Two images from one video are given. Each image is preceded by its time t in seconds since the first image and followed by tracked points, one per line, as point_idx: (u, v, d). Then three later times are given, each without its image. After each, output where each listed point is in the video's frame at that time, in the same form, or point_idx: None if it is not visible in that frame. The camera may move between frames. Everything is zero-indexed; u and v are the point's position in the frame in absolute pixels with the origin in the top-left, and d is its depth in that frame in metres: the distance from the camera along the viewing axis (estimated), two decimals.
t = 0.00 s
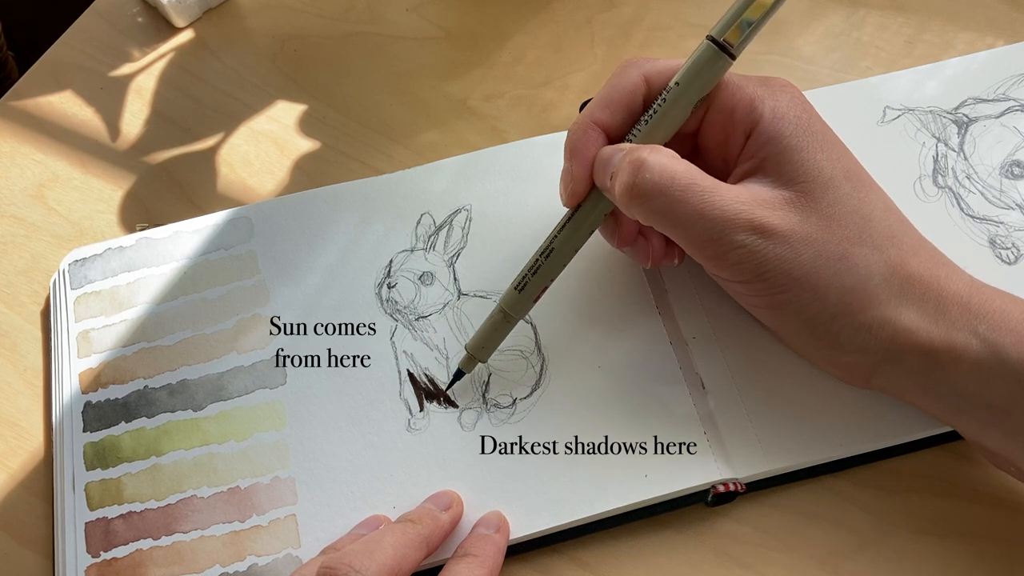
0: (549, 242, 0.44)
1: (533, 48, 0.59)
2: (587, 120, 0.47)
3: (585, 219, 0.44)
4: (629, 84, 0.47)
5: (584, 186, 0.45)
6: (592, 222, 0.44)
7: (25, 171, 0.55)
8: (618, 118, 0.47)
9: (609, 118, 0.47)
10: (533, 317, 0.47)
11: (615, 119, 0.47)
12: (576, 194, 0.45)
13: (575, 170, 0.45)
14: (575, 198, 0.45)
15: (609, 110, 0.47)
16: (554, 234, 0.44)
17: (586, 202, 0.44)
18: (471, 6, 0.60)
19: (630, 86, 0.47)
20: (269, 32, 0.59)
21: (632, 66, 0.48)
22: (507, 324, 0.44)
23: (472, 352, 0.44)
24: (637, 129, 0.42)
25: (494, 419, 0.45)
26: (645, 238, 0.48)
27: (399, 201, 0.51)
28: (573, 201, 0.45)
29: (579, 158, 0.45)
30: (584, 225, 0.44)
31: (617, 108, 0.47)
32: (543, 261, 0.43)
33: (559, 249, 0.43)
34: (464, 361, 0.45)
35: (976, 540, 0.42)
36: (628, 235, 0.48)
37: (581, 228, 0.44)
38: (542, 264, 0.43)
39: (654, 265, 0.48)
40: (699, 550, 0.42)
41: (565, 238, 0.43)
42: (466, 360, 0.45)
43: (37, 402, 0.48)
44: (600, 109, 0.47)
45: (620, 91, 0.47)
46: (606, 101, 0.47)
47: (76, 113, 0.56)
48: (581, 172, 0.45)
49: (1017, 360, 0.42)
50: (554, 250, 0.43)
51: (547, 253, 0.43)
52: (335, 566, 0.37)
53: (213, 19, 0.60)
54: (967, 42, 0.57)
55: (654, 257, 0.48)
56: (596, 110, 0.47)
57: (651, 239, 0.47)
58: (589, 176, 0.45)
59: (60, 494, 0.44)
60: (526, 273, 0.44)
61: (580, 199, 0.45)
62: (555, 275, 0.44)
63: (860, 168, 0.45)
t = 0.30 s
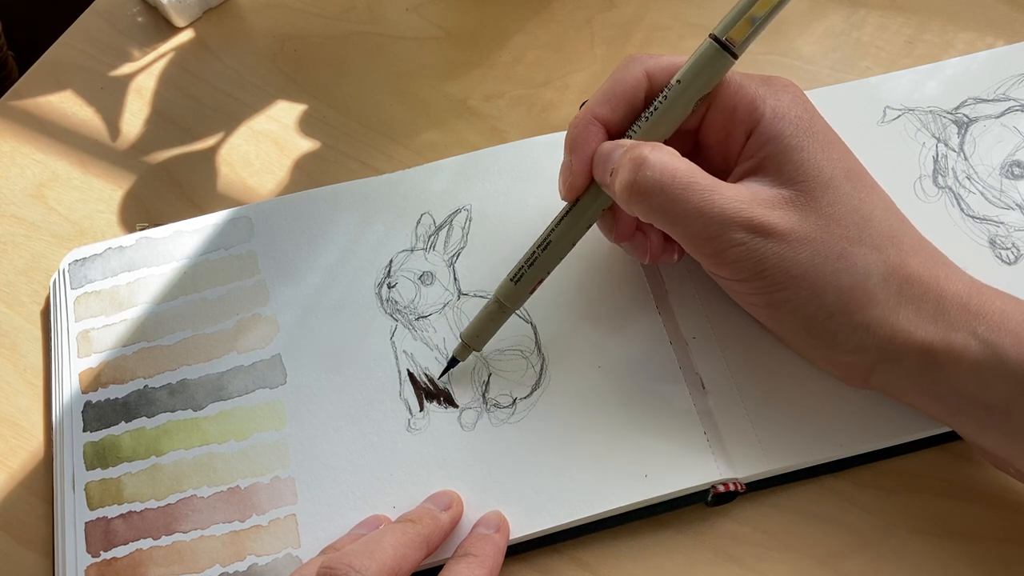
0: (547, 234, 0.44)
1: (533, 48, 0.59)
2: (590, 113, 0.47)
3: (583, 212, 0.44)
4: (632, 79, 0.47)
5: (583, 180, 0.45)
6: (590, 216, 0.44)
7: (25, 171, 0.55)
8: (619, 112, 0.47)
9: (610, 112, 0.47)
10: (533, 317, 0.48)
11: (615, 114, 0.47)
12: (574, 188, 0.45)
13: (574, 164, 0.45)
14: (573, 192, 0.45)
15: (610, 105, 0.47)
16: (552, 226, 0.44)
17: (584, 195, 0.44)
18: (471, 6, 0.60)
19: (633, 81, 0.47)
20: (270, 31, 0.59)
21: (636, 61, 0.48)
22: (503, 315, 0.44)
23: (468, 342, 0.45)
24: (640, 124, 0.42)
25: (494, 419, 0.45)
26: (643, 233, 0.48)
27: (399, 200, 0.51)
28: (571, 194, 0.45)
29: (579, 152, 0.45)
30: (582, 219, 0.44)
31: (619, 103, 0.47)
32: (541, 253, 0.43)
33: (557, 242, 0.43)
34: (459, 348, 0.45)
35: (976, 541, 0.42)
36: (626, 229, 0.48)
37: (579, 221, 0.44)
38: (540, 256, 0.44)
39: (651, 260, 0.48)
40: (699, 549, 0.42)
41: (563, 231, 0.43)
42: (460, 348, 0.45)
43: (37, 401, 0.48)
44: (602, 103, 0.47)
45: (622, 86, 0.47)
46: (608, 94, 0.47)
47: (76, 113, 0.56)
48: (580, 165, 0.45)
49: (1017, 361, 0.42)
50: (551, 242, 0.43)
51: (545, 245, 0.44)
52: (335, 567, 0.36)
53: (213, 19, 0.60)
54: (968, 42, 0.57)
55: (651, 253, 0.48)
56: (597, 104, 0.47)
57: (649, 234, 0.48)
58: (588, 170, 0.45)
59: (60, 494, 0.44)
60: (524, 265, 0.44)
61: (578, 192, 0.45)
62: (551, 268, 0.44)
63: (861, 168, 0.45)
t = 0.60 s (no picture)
0: (555, 249, 0.44)
1: (534, 48, 0.59)
2: (586, 125, 0.47)
3: (591, 226, 0.43)
4: (628, 87, 0.47)
5: (587, 192, 0.45)
6: (596, 228, 0.44)
7: (25, 171, 0.55)
8: (617, 121, 0.47)
9: (607, 124, 0.47)
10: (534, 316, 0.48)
11: (614, 124, 0.47)
12: (580, 200, 0.45)
13: (576, 176, 0.45)
14: (579, 204, 0.45)
15: (608, 115, 0.47)
16: (560, 241, 0.44)
17: (590, 207, 0.44)
18: (471, 6, 0.60)
19: (629, 89, 0.47)
20: (270, 31, 0.59)
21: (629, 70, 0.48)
22: (517, 334, 0.44)
23: (483, 364, 0.44)
24: (639, 132, 0.42)
25: (494, 419, 0.45)
26: (652, 240, 0.48)
27: (399, 200, 0.51)
28: (577, 207, 0.45)
29: (581, 163, 0.45)
30: (589, 231, 0.44)
31: (616, 112, 0.47)
32: (549, 269, 0.43)
33: (565, 256, 0.43)
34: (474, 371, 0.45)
35: (976, 541, 0.42)
36: (635, 237, 0.48)
37: (586, 234, 0.43)
38: (549, 272, 0.43)
39: (662, 266, 0.48)
40: (699, 549, 0.42)
41: (570, 244, 0.43)
42: (477, 371, 0.45)
43: (37, 401, 0.48)
44: (599, 114, 0.47)
45: (619, 95, 0.47)
46: (605, 106, 0.47)
47: (76, 113, 0.56)
48: (582, 177, 0.45)
49: (1018, 359, 0.42)
50: (560, 257, 0.43)
51: (553, 260, 0.43)
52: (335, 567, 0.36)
53: (213, 19, 0.60)
54: (968, 43, 0.57)
55: (662, 258, 0.48)
56: (594, 115, 0.47)
57: (658, 241, 0.48)
58: (590, 181, 0.45)
59: (60, 494, 0.44)
60: (533, 282, 0.44)
61: (584, 205, 0.45)
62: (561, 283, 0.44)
63: (859, 168, 0.45)
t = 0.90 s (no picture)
0: (546, 246, 0.43)
1: (534, 48, 0.59)
2: (584, 123, 0.47)
3: (583, 223, 0.43)
4: (627, 88, 0.47)
5: (582, 189, 0.45)
6: (588, 228, 0.44)
7: (25, 171, 0.55)
8: (615, 120, 0.47)
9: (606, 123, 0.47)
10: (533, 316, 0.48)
11: (611, 122, 0.47)
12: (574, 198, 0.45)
13: (572, 174, 0.45)
14: (573, 202, 0.45)
15: (605, 113, 0.47)
16: (552, 237, 0.43)
17: (584, 205, 0.44)
18: (471, 6, 0.60)
19: (628, 90, 0.47)
20: (270, 31, 0.59)
21: (627, 70, 0.48)
22: (506, 328, 0.44)
23: (472, 356, 0.44)
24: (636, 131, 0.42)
25: (494, 419, 0.45)
26: (643, 240, 0.48)
27: (399, 200, 0.51)
28: (571, 203, 0.45)
29: (577, 161, 0.45)
30: (582, 229, 0.43)
31: (614, 111, 0.47)
32: (541, 264, 0.43)
33: (557, 252, 0.43)
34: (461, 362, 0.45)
35: (975, 541, 0.42)
36: (627, 237, 0.48)
37: (579, 232, 0.43)
38: (540, 268, 0.43)
39: (652, 268, 0.48)
40: (698, 549, 0.42)
41: (563, 241, 0.43)
42: (464, 363, 0.45)
43: (37, 401, 0.48)
44: (596, 112, 0.47)
45: (617, 94, 0.47)
46: (602, 105, 0.47)
47: (76, 113, 0.56)
48: (577, 175, 0.45)
49: (1017, 360, 0.42)
50: (551, 254, 0.43)
51: (544, 256, 0.43)
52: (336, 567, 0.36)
53: (213, 19, 0.60)
54: (968, 43, 0.57)
55: (652, 260, 0.48)
56: (592, 113, 0.47)
57: (650, 242, 0.48)
58: (586, 179, 0.45)
59: (60, 493, 0.44)
60: (524, 277, 0.44)
61: (577, 202, 0.45)
62: (553, 279, 0.44)
63: (859, 169, 0.45)
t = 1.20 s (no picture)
0: (535, 235, 0.44)
1: (534, 48, 0.59)
2: (582, 115, 0.47)
3: (573, 213, 0.44)
4: (628, 83, 0.47)
5: (574, 181, 0.45)
6: (579, 221, 0.44)
7: (25, 170, 0.55)
8: (614, 116, 0.47)
9: (605, 116, 0.47)
10: (533, 316, 0.48)
11: (610, 118, 0.47)
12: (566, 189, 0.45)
13: (565, 165, 0.45)
14: (565, 191, 0.45)
15: (604, 108, 0.47)
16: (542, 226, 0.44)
17: (576, 195, 0.44)
18: (471, 6, 0.60)
19: (627, 85, 0.47)
20: (270, 31, 0.59)
21: (629, 66, 0.48)
22: (489, 313, 0.44)
23: (454, 339, 0.45)
24: (632, 128, 0.42)
25: (494, 419, 0.45)
26: (629, 239, 0.48)
27: (399, 200, 0.51)
28: (561, 194, 0.45)
29: (572, 154, 0.45)
30: (573, 222, 0.44)
31: (613, 107, 0.47)
32: (529, 253, 0.44)
33: (545, 242, 0.43)
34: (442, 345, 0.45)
35: (974, 541, 0.42)
36: (614, 234, 0.48)
37: (569, 223, 0.44)
38: (527, 257, 0.44)
39: (636, 268, 0.48)
40: (698, 549, 0.42)
41: (552, 231, 0.43)
42: (446, 346, 0.45)
43: (37, 401, 0.48)
44: (596, 106, 0.47)
45: (618, 89, 0.47)
46: (602, 97, 0.47)
47: (75, 112, 0.56)
48: (570, 166, 0.45)
49: (1017, 361, 0.42)
50: (539, 243, 0.43)
51: (533, 245, 0.44)
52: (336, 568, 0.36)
53: (213, 19, 0.60)
54: (968, 43, 0.57)
55: (636, 260, 0.48)
56: (592, 106, 0.47)
57: (635, 241, 0.48)
58: (579, 170, 0.45)
59: (60, 493, 0.44)
60: (511, 264, 0.44)
61: (568, 193, 0.45)
62: (539, 269, 0.44)
63: (860, 169, 0.45)
